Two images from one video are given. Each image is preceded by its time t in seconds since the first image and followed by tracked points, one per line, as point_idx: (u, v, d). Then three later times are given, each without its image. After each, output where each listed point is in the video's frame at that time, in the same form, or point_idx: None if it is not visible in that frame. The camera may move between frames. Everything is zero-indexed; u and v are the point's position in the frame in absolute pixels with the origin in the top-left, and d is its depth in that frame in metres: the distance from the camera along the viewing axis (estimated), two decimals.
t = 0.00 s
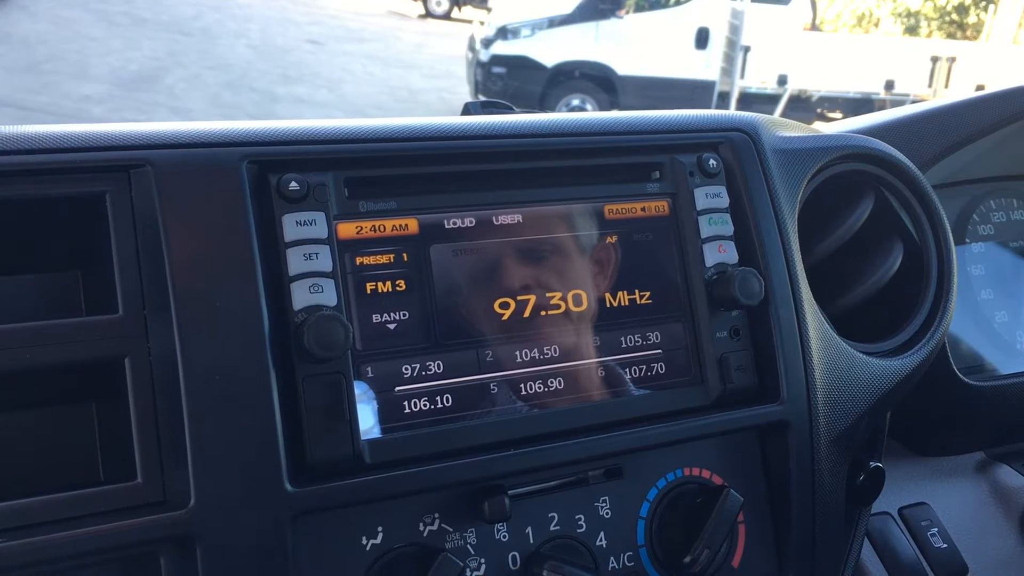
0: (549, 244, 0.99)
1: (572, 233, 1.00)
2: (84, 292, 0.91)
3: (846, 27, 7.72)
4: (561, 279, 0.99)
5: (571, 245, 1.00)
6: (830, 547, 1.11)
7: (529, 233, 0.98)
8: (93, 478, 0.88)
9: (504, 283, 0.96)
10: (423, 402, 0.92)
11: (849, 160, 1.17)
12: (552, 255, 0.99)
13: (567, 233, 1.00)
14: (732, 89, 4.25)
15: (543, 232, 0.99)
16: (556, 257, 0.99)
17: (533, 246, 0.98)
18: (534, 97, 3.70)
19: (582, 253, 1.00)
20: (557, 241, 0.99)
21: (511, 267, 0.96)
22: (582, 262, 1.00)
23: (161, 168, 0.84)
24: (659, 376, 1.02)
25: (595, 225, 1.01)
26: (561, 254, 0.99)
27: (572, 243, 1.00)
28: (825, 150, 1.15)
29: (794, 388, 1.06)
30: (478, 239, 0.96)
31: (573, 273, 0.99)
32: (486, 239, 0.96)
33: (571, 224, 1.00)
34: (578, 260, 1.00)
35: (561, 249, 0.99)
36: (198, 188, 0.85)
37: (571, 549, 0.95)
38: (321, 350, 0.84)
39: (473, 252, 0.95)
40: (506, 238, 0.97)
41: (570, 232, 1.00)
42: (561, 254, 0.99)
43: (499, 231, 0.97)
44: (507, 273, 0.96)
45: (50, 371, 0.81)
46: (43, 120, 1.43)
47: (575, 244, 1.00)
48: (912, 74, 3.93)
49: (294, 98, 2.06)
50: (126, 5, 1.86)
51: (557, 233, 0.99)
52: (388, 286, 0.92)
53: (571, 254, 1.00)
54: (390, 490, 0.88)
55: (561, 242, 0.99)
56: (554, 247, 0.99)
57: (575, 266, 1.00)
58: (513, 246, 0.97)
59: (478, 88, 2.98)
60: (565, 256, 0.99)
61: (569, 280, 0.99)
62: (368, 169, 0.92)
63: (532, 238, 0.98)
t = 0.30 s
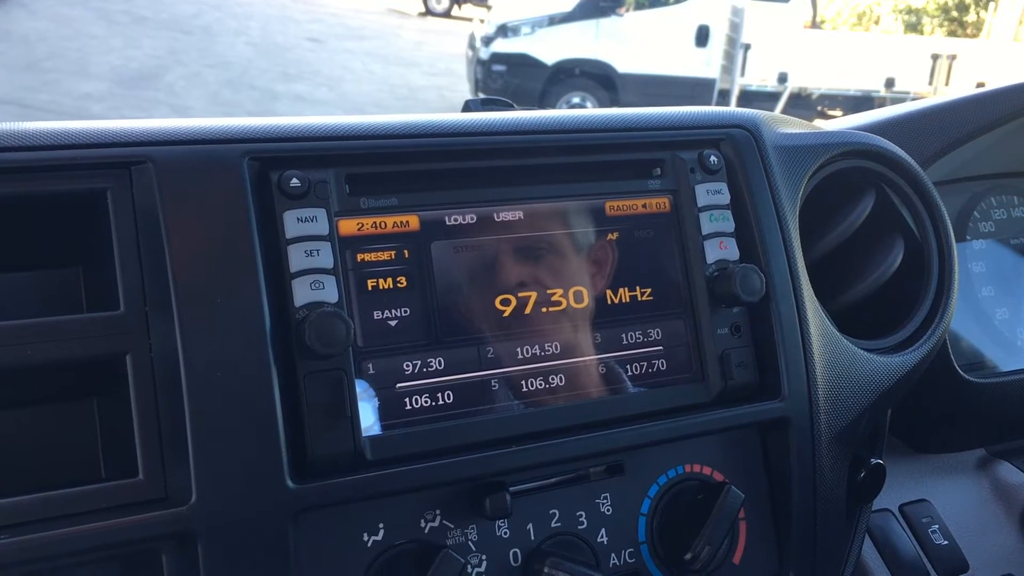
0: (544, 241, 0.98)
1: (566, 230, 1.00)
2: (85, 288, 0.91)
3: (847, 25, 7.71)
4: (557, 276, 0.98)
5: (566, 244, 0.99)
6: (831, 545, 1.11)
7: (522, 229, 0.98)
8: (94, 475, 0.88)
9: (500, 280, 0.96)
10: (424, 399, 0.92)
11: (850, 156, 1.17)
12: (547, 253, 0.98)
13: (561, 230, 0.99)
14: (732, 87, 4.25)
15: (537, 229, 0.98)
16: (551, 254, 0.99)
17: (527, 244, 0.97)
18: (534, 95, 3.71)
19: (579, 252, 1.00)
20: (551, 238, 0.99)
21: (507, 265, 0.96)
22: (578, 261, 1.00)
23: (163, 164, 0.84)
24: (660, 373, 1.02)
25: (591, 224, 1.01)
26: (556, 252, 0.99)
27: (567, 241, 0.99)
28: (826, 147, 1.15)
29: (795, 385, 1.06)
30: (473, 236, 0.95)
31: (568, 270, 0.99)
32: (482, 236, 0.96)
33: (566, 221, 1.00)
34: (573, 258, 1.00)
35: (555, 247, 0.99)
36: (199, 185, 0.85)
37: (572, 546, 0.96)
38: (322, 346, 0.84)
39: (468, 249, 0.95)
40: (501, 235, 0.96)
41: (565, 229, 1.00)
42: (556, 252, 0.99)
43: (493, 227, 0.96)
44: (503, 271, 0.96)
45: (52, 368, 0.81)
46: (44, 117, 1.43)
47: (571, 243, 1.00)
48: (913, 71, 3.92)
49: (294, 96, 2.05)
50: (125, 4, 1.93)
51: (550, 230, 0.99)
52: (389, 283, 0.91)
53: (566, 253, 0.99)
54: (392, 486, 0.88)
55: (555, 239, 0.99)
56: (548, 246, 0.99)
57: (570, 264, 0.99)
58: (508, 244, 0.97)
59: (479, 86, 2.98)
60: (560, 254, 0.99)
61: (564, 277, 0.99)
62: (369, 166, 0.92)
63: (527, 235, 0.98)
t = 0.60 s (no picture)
0: (552, 240, 0.98)
1: (573, 228, 1.00)
2: (90, 287, 0.91)
3: (848, 22, 7.69)
4: (566, 275, 0.98)
5: (573, 242, 0.99)
6: (835, 543, 1.11)
7: (530, 228, 0.97)
8: (98, 474, 0.88)
9: (509, 281, 0.96)
10: (429, 397, 0.92)
11: (853, 154, 1.17)
12: (556, 251, 0.98)
13: (568, 228, 0.99)
14: (733, 86, 4.25)
15: (545, 228, 0.98)
16: (559, 253, 0.99)
17: (536, 242, 0.98)
18: (535, 94, 3.71)
19: (586, 250, 1.00)
20: (559, 236, 0.99)
21: (517, 265, 0.96)
22: (585, 259, 1.00)
23: (167, 163, 0.84)
24: (664, 371, 1.02)
25: (597, 222, 1.01)
26: (564, 249, 0.99)
27: (574, 239, 0.99)
28: (830, 145, 1.15)
29: (800, 383, 1.06)
30: (481, 236, 0.95)
31: (577, 269, 0.99)
32: (485, 235, 0.95)
33: (572, 219, 1.00)
34: (580, 256, 1.00)
35: (564, 246, 0.99)
36: (203, 183, 0.84)
37: (576, 544, 0.96)
38: (327, 344, 0.84)
39: (473, 249, 0.95)
40: (508, 234, 0.96)
41: (571, 227, 1.00)
42: (564, 250, 0.99)
43: (500, 226, 0.96)
44: (512, 272, 0.96)
45: (57, 366, 0.81)
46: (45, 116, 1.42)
47: (578, 241, 1.00)
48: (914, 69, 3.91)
49: (295, 95, 2.04)
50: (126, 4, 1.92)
51: (557, 228, 0.99)
52: (394, 282, 0.91)
53: (574, 251, 0.99)
54: (397, 485, 0.88)
55: (563, 237, 0.99)
56: (556, 244, 0.99)
57: (578, 262, 0.99)
58: (516, 244, 0.97)
59: (480, 84, 2.98)
60: (568, 252, 0.99)
61: (572, 276, 0.99)
62: (373, 164, 0.92)
63: (535, 233, 0.98)
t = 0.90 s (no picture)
0: (560, 242, 0.99)
1: (581, 230, 1.00)
2: (94, 293, 0.89)
3: (848, 20, 7.69)
4: (572, 277, 0.99)
5: (581, 244, 1.00)
6: (837, 545, 1.11)
7: (539, 229, 0.98)
8: (101, 477, 0.88)
9: (516, 281, 0.96)
10: (431, 400, 0.92)
11: (856, 155, 1.17)
12: (564, 254, 0.99)
13: (577, 231, 1.00)
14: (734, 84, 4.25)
15: (554, 231, 0.98)
16: (567, 256, 0.99)
17: (544, 243, 0.98)
18: (537, 93, 3.71)
19: (592, 252, 1.00)
20: (568, 238, 0.99)
21: (523, 266, 0.96)
22: (592, 260, 1.00)
23: (169, 166, 0.84)
24: (667, 373, 1.02)
25: (604, 223, 1.01)
26: (571, 252, 0.99)
27: (581, 241, 1.00)
28: (833, 145, 1.15)
29: (803, 385, 1.06)
30: (490, 233, 0.96)
31: (583, 270, 0.99)
32: (488, 236, 0.95)
33: (580, 221, 1.00)
34: (587, 258, 1.00)
35: (572, 248, 0.99)
36: (206, 187, 0.84)
37: (578, 546, 0.96)
38: (329, 347, 0.84)
39: (482, 248, 0.95)
40: (517, 236, 0.97)
41: (580, 229, 1.00)
42: (571, 252, 0.99)
43: (509, 227, 0.96)
44: (515, 273, 0.96)
45: (57, 370, 0.81)
46: (47, 117, 1.42)
47: (585, 242, 1.00)
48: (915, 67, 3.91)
49: (295, 94, 2.04)
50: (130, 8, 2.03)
51: (566, 231, 0.99)
52: (397, 285, 0.91)
53: (581, 253, 0.99)
54: (400, 488, 0.88)
55: (571, 239, 0.99)
56: (564, 246, 0.99)
57: (585, 263, 0.99)
58: (523, 243, 0.97)
59: (480, 84, 2.98)
60: (575, 255, 0.99)
61: (579, 278, 0.99)
62: (374, 167, 0.92)
63: (543, 236, 0.98)
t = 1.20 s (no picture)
0: (553, 247, 0.98)
1: (574, 235, 0.99)
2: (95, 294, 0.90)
3: (849, 20, 7.69)
4: (565, 283, 0.98)
5: (574, 248, 0.99)
6: (839, 547, 1.11)
7: (533, 234, 0.97)
8: (103, 480, 0.88)
9: (510, 287, 0.96)
10: (433, 403, 0.92)
11: (859, 157, 1.17)
12: (557, 259, 0.98)
13: (570, 235, 0.99)
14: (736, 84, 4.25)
15: (547, 235, 0.98)
16: (559, 261, 0.98)
17: (536, 248, 0.97)
18: (539, 92, 3.71)
19: (585, 256, 1.00)
20: (561, 243, 0.99)
21: (515, 272, 0.96)
22: (585, 264, 0.99)
23: (173, 169, 0.84)
24: (669, 376, 1.02)
25: (597, 226, 1.01)
26: (564, 257, 0.99)
27: (574, 245, 0.99)
28: (835, 147, 1.15)
29: (805, 387, 1.06)
30: (488, 238, 0.95)
31: (577, 275, 0.99)
32: (486, 240, 0.95)
33: (573, 225, 0.99)
34: (580, 262, 0.99)
35: (565, 253, 0.99)
36: (208, 191, 0.84)
37: (581, 549, 0.96)
38: (332, 351, 0.84)
39: (478, 253, 0.95)
40: (512, 240, 0.96)
41: (573, 233, 0.99)
42: (564, 256, 0.99)
43: (503, 231, 0.96)
44: (507, 280, 0.96)
45: (61, 374, 0.81)
46: (50, 117, 1.43)
47: (579, 246, 0.99)
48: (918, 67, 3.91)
49: (297, 95, 2.04)
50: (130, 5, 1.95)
51: (560, 235, 0.99)
52: (399, 288, 0.92)
53: (574, 258, 0.99)
54: (403, 491, 0.88)
55: (563, 243, 0.99)
56: (557, 250, 0.98)
57: (578, 268, 0.99)
58: (517, 249, 0.96)
59: (482, 84, 2.98)
60: (568, 260, 0.99)
61: (572, 283, 0.99)
62: (377, 170, 0.92)
63: (536, 241, 0.97)
